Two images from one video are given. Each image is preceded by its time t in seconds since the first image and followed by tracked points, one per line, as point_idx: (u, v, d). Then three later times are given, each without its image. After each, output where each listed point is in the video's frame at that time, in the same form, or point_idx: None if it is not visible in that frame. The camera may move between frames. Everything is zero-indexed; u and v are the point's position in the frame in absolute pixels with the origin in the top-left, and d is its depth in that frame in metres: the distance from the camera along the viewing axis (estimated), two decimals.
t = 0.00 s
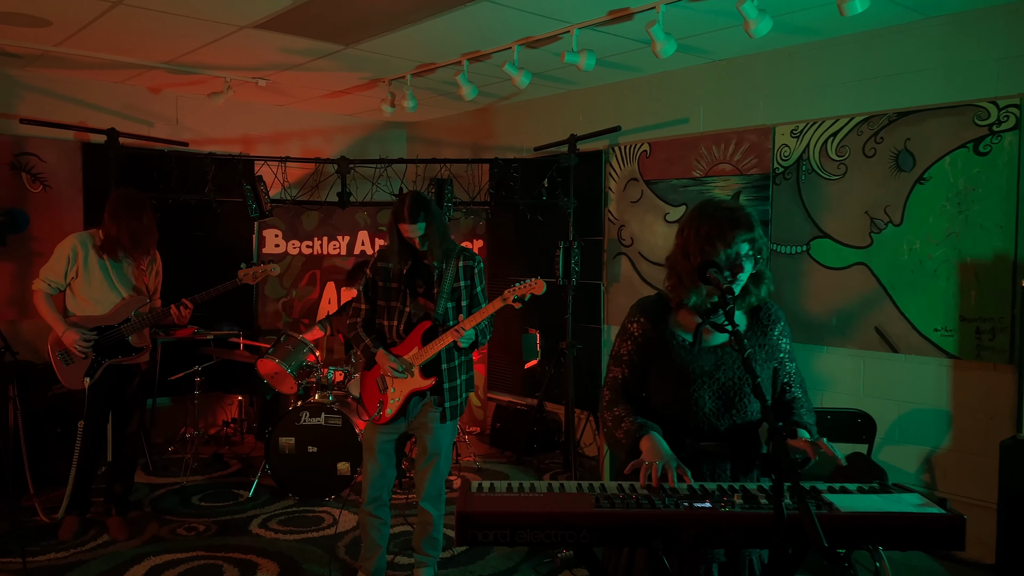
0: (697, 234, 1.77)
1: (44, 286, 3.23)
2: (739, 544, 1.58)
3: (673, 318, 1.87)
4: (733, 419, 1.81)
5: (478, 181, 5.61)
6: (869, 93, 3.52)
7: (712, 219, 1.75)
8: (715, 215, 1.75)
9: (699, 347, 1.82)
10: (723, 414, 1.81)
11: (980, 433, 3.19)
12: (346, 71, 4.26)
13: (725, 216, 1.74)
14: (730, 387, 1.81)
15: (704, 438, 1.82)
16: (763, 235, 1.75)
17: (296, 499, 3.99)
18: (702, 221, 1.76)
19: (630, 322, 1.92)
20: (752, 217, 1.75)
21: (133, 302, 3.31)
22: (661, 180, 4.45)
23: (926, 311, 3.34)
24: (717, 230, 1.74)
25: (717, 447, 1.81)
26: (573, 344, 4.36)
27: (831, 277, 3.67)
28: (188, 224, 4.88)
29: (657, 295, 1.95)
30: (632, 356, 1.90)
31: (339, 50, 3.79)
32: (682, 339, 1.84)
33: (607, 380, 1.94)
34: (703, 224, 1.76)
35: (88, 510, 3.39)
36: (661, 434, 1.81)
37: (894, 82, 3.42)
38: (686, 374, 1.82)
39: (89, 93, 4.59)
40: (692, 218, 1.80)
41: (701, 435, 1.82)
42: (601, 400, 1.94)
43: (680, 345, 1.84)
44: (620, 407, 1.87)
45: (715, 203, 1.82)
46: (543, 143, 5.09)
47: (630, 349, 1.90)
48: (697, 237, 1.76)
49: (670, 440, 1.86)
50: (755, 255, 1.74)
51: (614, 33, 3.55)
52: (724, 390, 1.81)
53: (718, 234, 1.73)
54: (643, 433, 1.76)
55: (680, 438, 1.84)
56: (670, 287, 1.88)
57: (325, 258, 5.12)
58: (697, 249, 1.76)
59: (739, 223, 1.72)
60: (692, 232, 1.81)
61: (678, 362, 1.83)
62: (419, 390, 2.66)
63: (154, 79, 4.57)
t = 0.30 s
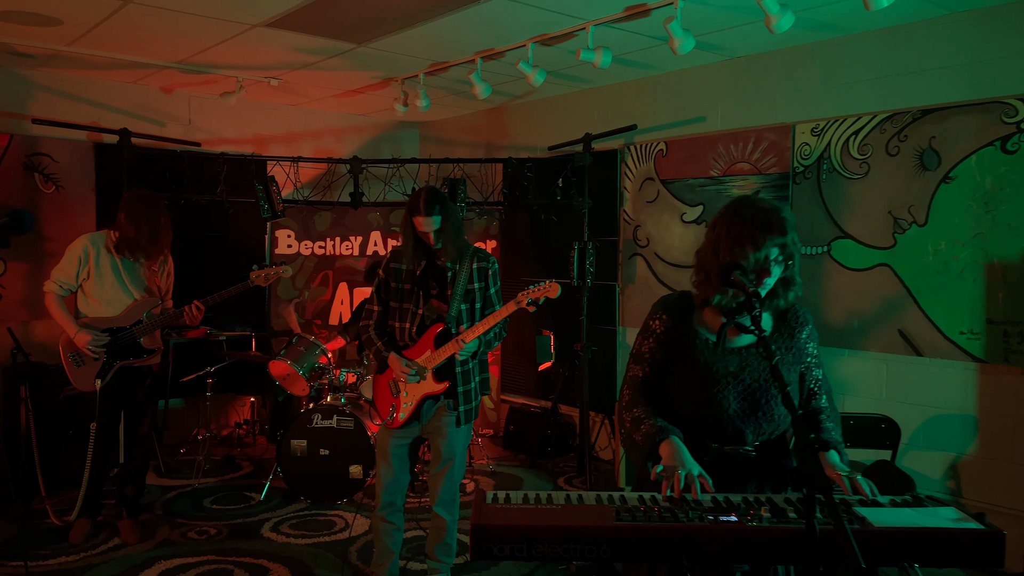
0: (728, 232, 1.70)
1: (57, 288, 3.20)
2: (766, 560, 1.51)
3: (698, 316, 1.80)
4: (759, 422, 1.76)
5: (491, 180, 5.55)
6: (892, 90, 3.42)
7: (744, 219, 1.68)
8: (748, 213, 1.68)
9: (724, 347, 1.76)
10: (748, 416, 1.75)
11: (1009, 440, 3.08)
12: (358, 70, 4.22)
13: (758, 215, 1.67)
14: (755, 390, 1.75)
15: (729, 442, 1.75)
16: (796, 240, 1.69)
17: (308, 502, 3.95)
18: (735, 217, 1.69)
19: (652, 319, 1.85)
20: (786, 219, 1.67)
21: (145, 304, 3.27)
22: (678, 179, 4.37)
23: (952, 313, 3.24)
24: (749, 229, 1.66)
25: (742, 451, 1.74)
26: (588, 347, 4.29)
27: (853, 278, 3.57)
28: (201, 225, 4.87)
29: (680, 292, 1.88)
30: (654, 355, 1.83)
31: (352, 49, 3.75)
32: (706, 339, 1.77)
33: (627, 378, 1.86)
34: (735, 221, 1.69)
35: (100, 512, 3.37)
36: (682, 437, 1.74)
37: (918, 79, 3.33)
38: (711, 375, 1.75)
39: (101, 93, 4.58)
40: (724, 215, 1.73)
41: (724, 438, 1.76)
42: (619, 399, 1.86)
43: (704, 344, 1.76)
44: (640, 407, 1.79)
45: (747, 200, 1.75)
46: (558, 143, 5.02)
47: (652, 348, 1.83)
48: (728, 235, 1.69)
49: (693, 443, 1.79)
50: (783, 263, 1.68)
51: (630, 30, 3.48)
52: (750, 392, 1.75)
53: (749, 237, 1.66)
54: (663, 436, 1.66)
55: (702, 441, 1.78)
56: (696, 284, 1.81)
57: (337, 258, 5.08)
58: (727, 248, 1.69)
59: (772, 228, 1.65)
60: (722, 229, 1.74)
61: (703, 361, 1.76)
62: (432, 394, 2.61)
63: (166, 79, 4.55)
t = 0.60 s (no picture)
0: (762, 224, 1.61)
1: (75, 286, 3.17)
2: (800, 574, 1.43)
3: (726, 314, 1.73)
4: (789, 423, 1.69)
5: (509, 179, 5.50)
6: (921, 85, 3.32)
7: (781, 209, 1.57)
8: (785, 204, 1.58)
9: (753, 345, 1.69)
10: (778, 418, 1.69)
11: None
12: (375, 68, 4.19)
13: (797, 205, 1.58)
14: (786, 390, 1.68)
15: (758, 444, 1.69)
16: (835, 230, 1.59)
17: (324, 504, 3.92)
18: (770, 207, 1.59)
19: (678, 317, 1.77)
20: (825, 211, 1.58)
21: (162, 304, 3.27)
22: (699, 177, 4.29)
23: (984, 314, 3.15)
24: (787, 220, 1.56)
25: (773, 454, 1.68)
26: (607, 348, 4.22)
27: (880, 278, 3.47)
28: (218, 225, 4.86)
29: (707, 288, 1.80)
30: (680, 355, 1.75)
31: (369, 46, 3.71)
32: (735, 338, 1.70)
33: (652, 380, 1.79)
34: (771, 213, 1.59)
35: (117, 513, 3.36)
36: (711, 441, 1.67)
37: (949, 74, 3.22)
38: (740, 376, 1.68)
39: (119, 92, 4.59)
40: (757, 205, 1.64)
41: (754, 440, 1.69)
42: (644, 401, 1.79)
43: (733, 343, 1.70)
44: (667, 410, 1.72)
45: (780, 190, 1.66)
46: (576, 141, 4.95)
47: (678, 348, 1.75)
48: (764, 227, 1.59)
49: (721, 446, 1.72)
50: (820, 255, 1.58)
51: (651, 25, 3.40)
52: (780, 393, 1.68)
53: (787, 226, 1.56)
54: (690, 447, 1.60)
55: (730, 444, 1.71)
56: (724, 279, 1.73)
57: (354, 258, 5.11)
58: (763, 241, 1.60)
59: (812, 218, 1.56)
60: (757, 220, 1.64)
61: (731, 362, 1.69)
62: (450, 396, 2.57)
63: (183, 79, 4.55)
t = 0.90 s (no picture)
0: (781, 239, 1.55)
1: (90, 286, 3.19)
2: None
3: (747, 322, 1.68)
4: (816, 434, 1.62)
5: (528, 179, 5.46)
6: (950, 81, 3.23)
7: (800, 224, 1.53)
8: (802, 218, 1.54)
9: (776, 356, 1.63)
10: (805, 429, 1.62)
11: None
12: (393, 67, 4.17)
13: (816, 220, 1.53)
14: (812, 400, 1.62)
15: (784, 456, 1.62)
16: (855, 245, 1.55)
17: (342, 505, 3.90)
18: (791, 222, 1.55)
19: (697, 326, 1.73)
20: (845, 225, 1.53)
21: (176, 303, 3.27)
22: (721, 176, 4.21)
23: (1016, 315, 3.04)
24: (805, 237, 1.52)
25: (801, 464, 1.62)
26: (627, 349, 4.16)
27: (908, 279, 3.38)
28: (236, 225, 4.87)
29: (726, 297, 1.75)
30: (702, 364, 1.70)
31: (387, 45, 3.69)
32: (757, 346, 1.64)
33: (673, 390, 1.74)
34: (790, 226, 1.55)
35: (136, 512, 3.37)
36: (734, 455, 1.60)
37: (980, 69, 3.12)
38: (763, 386, 1.62)
39: (139, 93, 4.62)
40: (777, 217, 1.59)
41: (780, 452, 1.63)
42: (665, 413, 1.74)
43: (755, 351, 1.64)
44: (689, 421, 1.67)
45: (797, 200, 1.61)
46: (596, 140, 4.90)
47: (698, 357, 1.70)
48: (783, 243, 1.54)
49: (745, 458, 1.66)
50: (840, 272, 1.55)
51: (672, 21, 3.34)
52: (806, 402, 1.62)
53: (806, 246, 1.52)
54: (712, 462, 1.54)
55: (756, 456, 1.65)
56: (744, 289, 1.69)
57: (374, 258, 5.04)
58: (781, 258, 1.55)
59: (831, 237, 1.51)
60: (775, 232, 1.59)
61: (754, 372, 1.63)
62: (467, 398, 2.54)
63: (203, 79, 4.57)
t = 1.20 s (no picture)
0: (798, 231, 1.50)
1: (97, 286, 3.21)
2: None
3: (767, 320, 1.61)
4: (843, 435, 1.54)
5: (546, 178, 5.39)
6: (984, 74, 3.11)
7: (815, 214, 1.48)
8: (817, 208, 1.49)
9: (799, 353, 1.56)
10: (830, 429, 1.54)
11: None
12: (410, 65, 4.13)
13: (831, 208, 1.48)
14: (837, 399, 1.55)
15: (810, 459, 1.54)
16: (875, 233, 1.48)
17: (359, 507, 3.87)
18: (805, 213, 1.50)
19: (716, 327, 1.65)
20: (863, 212, 1.48)
21: (182, 301, 3.23)
22: (744, 174, 4.11)
23: None
24: (820, 225, 1.47)
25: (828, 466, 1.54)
26: (647, 351, 4.07)
27: (938, 278, 3.27)
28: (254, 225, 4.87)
29: (744, 296, 1.67)
30: (722, 365, 1.62)
31: (404, 42, 3.65)
32: (778, 344, 1.57)
33: (691, 394, 1.65)
34: (807, 217, 1.49)
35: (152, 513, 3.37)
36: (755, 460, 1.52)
37: (1015, 62, 3.01)
38: (786, 385, 1.55)
39: (158, 93, 4.64)
40: (791, 209, 1.54)
41: (805, 454, 1.55)
42: (683, 417, 1.65)
43: (776, 349, 1.57)
44: (709, 425, 1.58)
45: (812, 191, 1.55)
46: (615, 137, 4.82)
47: (718, 357, 1.62)
48: (798, 233, 1.50)
49: (768, 462, 1.58)
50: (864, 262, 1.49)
51: (694, 15, 3.26)
52: (831, 402, 1.55)
53: (821, 235, 1.47)
54: (734, 464, 1.46)
55: (780, 459, 1.57)
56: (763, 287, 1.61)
57: (391, 258, 5.07)
58: (796, 250, 1.50)
59: (847, 224, 1.46)
60: (791, 226, 1.54)
61: (776, 371, 1.56)
62: (484, 400, 2.47)
63: (221, 79, 4.57)
